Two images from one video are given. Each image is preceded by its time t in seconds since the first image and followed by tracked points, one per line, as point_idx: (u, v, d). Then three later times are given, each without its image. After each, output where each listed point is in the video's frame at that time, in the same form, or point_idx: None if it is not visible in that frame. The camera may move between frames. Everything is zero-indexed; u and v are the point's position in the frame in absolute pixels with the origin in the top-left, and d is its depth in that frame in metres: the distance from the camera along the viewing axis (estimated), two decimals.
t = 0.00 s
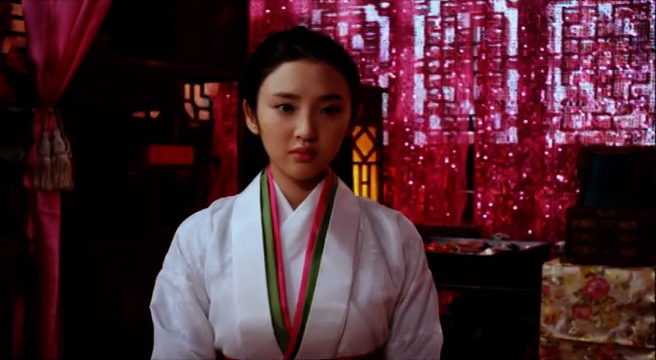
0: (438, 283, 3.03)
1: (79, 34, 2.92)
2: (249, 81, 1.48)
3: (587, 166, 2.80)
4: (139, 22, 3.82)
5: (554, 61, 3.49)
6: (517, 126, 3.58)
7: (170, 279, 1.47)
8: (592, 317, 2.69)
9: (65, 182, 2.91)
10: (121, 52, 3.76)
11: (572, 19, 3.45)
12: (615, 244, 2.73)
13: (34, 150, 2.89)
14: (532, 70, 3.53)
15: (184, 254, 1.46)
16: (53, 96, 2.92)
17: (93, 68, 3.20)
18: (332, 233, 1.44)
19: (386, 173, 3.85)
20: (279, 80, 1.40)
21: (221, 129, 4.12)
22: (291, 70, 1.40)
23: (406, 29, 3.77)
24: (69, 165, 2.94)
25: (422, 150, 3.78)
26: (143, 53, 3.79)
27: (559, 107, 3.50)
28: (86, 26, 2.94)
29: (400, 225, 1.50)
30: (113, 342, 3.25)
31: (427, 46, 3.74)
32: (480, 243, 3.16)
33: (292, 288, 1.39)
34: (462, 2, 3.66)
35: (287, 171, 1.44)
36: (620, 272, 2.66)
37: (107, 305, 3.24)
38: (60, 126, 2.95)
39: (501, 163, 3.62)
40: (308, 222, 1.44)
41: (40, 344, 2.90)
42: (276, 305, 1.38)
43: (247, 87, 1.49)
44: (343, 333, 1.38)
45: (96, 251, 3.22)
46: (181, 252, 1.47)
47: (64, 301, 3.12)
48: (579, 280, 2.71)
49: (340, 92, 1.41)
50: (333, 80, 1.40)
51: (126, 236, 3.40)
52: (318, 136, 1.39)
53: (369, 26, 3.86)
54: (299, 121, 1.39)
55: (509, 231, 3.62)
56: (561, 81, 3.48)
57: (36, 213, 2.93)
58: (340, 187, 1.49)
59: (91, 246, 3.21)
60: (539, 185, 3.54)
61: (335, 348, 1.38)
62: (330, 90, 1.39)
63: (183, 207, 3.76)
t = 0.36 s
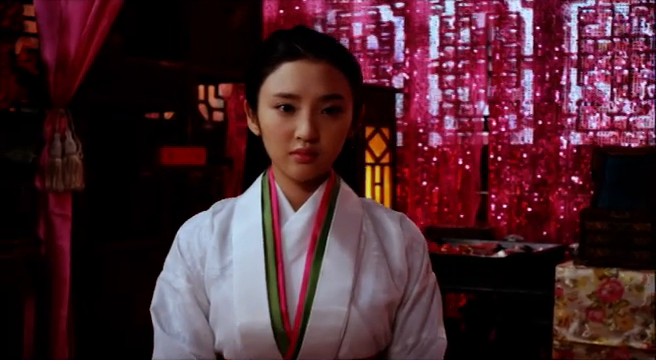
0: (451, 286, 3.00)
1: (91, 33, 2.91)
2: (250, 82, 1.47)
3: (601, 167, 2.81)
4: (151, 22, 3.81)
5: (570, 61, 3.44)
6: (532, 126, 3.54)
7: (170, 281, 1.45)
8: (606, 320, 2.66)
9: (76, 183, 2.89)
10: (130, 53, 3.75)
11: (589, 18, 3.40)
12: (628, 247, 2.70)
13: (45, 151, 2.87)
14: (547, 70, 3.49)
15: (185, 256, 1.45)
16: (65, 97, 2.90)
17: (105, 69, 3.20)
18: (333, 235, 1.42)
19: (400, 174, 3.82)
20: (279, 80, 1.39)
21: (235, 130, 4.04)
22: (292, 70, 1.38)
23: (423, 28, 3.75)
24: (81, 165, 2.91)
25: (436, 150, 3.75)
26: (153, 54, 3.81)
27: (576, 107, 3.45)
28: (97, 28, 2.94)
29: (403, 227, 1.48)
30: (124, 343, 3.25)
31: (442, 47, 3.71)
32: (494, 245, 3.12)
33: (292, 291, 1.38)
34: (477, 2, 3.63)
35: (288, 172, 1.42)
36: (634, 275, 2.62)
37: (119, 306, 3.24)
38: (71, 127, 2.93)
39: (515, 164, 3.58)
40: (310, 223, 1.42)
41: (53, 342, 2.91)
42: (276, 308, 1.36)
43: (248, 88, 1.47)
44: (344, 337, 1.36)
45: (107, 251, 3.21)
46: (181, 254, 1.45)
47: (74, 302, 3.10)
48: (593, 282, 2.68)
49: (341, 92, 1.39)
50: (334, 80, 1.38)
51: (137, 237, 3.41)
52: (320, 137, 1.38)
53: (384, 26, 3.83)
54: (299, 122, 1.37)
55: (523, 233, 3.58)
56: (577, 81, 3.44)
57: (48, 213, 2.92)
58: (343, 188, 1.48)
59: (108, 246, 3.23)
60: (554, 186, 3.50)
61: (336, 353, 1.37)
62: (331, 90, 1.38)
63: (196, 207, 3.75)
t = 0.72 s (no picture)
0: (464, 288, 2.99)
1: (102, 34, 2.94)
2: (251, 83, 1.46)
3: (617, 168, 2.82)
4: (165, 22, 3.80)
5: (587, 61, 3.40)
6: (548, 127, 3.50)
7: (171, 283, 1.44)
8: (621, 323, 2.62)
9: (88, 185, 2.93)
10: (146, 54, 3.76)
11: (606, 18, 3.35)
12: (644, 249, 2.68)
13: (57, 152, 2.90)
14: (562, 70, 3.45)
15: (185, 258, 1.44)
16: (77, 97, 2.92)
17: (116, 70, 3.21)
18: (335, 237, 1.41)
19: (414, 175, 3.85)
20: (280, 81, 1.37)
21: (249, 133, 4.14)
22: (293, 70, 1.37)
23: (441, 28, 3.73)
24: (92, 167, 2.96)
25: (451, 151, 3.73)
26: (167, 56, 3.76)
27: (593, 107, 3.41)
28: (109, 28, 2.97)
29: (406, 229, 1.47)
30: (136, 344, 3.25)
31: (458, 48, 3.70)
32: (508, 247, 3.09)
33: (293, 293, 1.36)
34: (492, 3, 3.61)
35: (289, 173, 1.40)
36: (649, 277, 2.58)
37: (130, 307, 3.24)
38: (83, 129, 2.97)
39: (529, 165, 3.54)
40: (311, 225, 1.41)
41: (65, 341, 2.93)
42: (276, 311, 1.35)
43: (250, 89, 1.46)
44: (345, 341, 1.34)
45: (123, 250, 3.22)
46: (182, 256, 1.44)
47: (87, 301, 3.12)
48: (607, 285, 2.64)
49: (343, 93, 1.37)
50: (335, 80, 1.36)
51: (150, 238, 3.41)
52: (321, 138, 1.36)
53: (399, 27, 3.84)
54: (300, 122, 1.35)
55: (538, 235, 3.54)
56: (594, 82, 3.40)
57: (59, 214, 2.95)
58: (345, 191, 1.46)
59: (120, 247, 3.23)
60: (568, 187, 3.46)
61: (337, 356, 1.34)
62: (332, 90, 1.36)
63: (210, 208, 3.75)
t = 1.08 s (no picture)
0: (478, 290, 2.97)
1: (114, 34, 2.95)
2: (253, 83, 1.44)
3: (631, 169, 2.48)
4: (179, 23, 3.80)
5: (605, 61, 3.35)
6: (564, 127, 3.46)
7: (173, 285, 1.43)
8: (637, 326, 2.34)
9: (100, 185, 2.93)
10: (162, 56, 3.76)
11: (623, 18, 3.31)
12: None
13: (70, 153, 2.91)
14: (578, 70, 3.41)
15: (187, 259, 1.43)
16: (89, 98, 2.93)
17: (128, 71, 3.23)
18: (338, 238, 1.39)
19: (429, 176, 3.83)
20: (283, 81, 1.35)
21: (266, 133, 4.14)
22: (295, 70, 1.35)
23: (457, 28, 3.71)
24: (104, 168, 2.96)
25: (466, 152, 3.72)
26: (180, 57, 3.74)
27: (610, 108, 3.36)
28: (122, 28, 2.98)
29: (411, 231, 1.45)
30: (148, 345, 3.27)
31: (474, 48, 3.67)
32: (522, 249, 3.06)
33: (295, 296, 1.35)
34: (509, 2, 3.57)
35: (292, 175, 1.39)
36: None
37: (142, 308, 3.25)
38: (96, 129, 2.98)
39: (545, 166, 3.50)
40: (314, 227, 1.39)
41: (77, 342, 2.94)
42: (276, 314, 1.33)
43: (252, 89, 1.44)
44: (347, 345, 1.32)
45: (135, 250, 3.23)
46: (184, 258, 1.43)
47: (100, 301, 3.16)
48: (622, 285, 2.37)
49: (346, 93, 1.35)
50: (338, 79, 1.34)
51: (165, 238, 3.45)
52: (323, 138, 1.34)
53: (415, 27, 3.82)
54: (302, 123, 1.34)
55: (554, 236, 3.50)
56: (612, 82, 3.35)
57: (72, 215, 2.95)
58: (349, 192, 1.44)
59: (133, 248, 3.24)
60: (584, 189, 3.43)
61: None
62: (335, 90, 1.34)
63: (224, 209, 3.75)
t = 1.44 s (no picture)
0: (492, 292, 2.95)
1: (127, 35, 2.94)
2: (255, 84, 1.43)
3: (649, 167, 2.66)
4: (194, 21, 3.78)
5: (623, 61, 3.30)
6: (582, 128, 3.42)
7: (174, 287, 1.42)
8: (651, 330, 2.53)
9: (113, 186, 2.93)
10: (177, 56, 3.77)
11: (642, 17, 3.27)
12: None
13: (83, 154, 2.93)
14: (594, 70, 3.37)
15: (189, 262, 1.42)
16: (102, 99, 2.94)
17: (140, 72, 3.25)
18: (340, 241, 1.37)
19: (444, 176, 3.80)
20: (284, 81, 1.34)
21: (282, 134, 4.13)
22: (296, 70, 1.33)
23: (473, 28, 3.67)
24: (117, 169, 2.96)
25: (481, 153, 3.69)
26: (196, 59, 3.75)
27: (628, 109, 3.31)
28: (134, 29, 2.97)
29: (415, 234, 1.43)
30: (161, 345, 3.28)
31: (491, 49, 3.63)
32: (537, 251, 3.03)
33: (296, 299, 1.34)
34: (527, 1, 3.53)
35: (294, 176, 1.37)
36: None
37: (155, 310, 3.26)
38: (108, 131, 2.99)
39: (562, 167, 3.47)
40: (316, 229, 1.38)
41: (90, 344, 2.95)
42: (277, 317, 1.32)
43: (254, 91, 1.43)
44: (348, 349, 1.31)
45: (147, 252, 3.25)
46: (186, 260, 1.42)
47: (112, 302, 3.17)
48: (637, 290, 2.56)
49: (348, 93, 1.34)
50: (339, 79, 1.33)
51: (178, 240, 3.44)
52: (325, 139, 1.32)
53: (431, 27, 3.79)
54: (303, 124, 1.32)
55: (570, 238, 3.46)
56: (630, 83, 3.30)
57: (85, 216, 2.96)
58: (352, 194, 1.43)
59: (145, 250, 3.25)
60: (601, 191, 3.38)
61: None
62: (336, 90, 1.32)
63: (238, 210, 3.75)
